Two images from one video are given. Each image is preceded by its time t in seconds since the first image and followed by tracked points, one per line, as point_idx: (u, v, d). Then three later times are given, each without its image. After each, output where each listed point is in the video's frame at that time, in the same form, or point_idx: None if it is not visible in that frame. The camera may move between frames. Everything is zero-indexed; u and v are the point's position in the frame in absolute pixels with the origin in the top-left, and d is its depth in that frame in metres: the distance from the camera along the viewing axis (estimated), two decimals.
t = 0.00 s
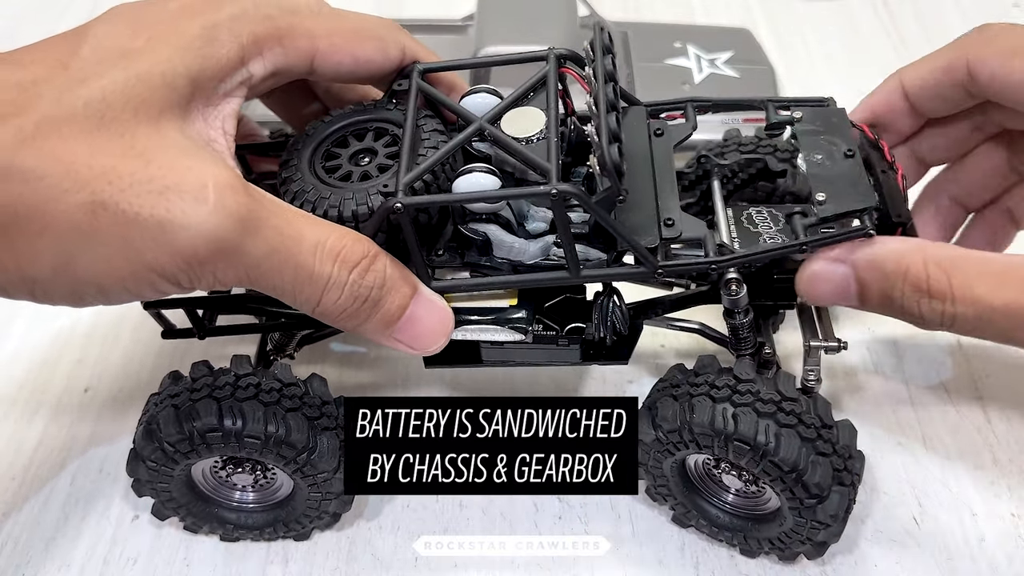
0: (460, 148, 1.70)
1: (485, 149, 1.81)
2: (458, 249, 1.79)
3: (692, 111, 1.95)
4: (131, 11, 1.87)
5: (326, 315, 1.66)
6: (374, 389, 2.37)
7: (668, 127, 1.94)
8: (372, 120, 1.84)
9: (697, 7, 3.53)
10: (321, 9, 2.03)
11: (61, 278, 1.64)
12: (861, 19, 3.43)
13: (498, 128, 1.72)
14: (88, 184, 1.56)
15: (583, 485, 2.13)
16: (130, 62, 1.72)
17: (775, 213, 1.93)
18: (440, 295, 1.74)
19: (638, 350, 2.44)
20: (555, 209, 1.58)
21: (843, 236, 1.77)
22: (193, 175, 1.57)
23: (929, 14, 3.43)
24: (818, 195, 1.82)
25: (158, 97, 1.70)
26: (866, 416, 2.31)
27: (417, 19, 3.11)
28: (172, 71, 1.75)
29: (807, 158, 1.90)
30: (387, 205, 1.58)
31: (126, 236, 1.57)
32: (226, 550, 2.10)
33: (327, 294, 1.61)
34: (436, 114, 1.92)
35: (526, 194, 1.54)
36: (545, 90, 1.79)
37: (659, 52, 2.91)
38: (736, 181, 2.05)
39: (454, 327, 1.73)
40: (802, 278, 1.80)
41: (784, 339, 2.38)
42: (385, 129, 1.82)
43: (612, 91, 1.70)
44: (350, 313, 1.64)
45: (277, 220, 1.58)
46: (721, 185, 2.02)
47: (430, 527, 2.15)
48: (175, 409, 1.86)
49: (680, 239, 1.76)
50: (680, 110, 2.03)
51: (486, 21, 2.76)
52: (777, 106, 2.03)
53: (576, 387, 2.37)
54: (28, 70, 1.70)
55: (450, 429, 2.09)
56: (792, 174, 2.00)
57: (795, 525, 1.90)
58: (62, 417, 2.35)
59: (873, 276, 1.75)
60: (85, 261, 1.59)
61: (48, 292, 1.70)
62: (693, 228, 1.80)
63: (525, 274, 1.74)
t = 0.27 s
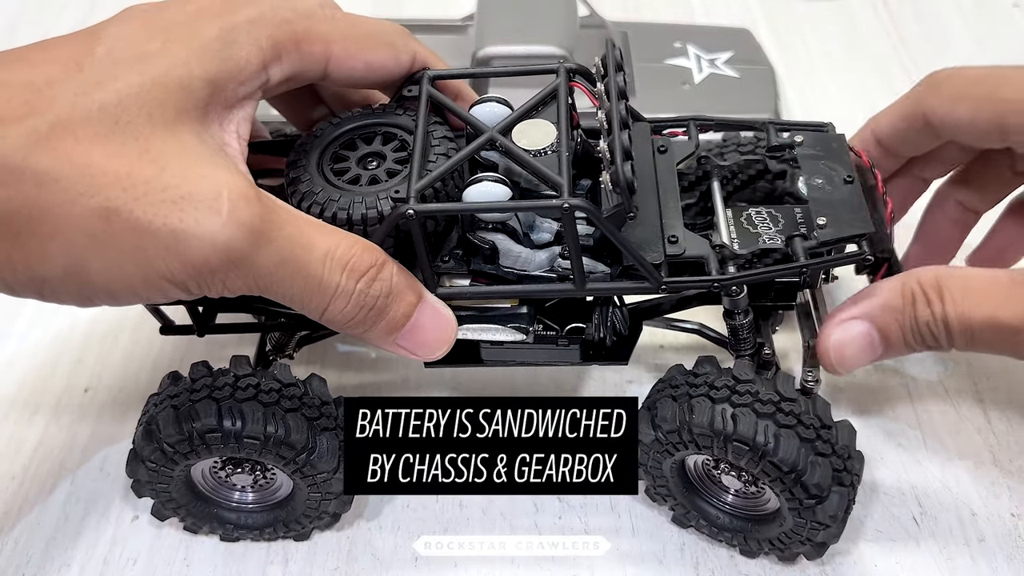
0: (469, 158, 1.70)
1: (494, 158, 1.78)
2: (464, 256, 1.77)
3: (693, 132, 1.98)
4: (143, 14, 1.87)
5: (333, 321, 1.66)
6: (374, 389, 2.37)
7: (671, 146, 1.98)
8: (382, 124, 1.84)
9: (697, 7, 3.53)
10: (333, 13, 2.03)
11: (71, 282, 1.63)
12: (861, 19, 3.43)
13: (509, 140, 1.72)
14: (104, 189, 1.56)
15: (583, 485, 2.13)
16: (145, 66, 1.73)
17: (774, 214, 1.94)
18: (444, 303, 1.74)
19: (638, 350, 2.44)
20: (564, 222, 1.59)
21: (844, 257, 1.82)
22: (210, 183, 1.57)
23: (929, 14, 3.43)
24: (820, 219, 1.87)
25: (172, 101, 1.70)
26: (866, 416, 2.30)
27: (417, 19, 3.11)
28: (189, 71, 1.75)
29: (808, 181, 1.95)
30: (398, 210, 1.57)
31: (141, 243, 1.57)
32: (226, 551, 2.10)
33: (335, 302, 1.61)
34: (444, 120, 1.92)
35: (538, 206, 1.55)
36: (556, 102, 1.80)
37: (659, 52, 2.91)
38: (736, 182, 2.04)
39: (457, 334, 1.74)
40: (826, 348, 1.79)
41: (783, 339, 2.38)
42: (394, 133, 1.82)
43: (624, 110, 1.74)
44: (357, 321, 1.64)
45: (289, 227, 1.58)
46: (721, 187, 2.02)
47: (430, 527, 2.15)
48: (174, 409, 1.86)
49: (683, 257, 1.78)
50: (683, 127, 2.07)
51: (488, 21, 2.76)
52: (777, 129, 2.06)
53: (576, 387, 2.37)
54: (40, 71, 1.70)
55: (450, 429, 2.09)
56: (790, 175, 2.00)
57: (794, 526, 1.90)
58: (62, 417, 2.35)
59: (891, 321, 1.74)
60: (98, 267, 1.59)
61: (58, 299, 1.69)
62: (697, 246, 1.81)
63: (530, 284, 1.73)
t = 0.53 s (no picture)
0: (468, 158, 1.70)
1: (492, 158, 1.78)
2: (463, 256, 1.76)
3: (693, 132, 2.02)
4: (138, 19, 1.86)
5: (332, 327, 1.66)
6: (374, 388, 2.37)
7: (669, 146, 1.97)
8: (381, 124, 1.83)
9: (696, 7, 3.52)
10: (331, 16, 2.03)
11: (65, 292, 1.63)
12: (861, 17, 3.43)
13: (509, 140, 1.72)
14: (99, 197, 1.56)
15: (583, 485, 2.13)
16: (141, 73, 1.72)
17: (772, 213, 1.93)
18: (444, 304, 1.74)
19: (638, 350, 2.44)
20: (563, 223, 1.59)
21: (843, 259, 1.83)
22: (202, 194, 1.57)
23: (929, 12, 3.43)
24: (818, 219, 1.87)
25: (169, 107, 1.69)
26: (867, 416, 2.30)
27: (416, 19, 3.11)
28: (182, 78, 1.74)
29: (806, 182, 1.96)
30: (398, 211, 1.57)
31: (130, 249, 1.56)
32: (226, 551, 2.10)
33: (332, 308, 1.61)
34: (443, 120, 1.91)
35: (537, 206, 1.55)
36: (556, 103, 1.79)
37: (659, 51, 2.91)
38: (733, 181, 2.04)
39: (456, 335, 1.73)
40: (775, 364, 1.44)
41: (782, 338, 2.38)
42: (393, 133, 1.82)
43: (623, 111, 1.74)
44: (356, 325, 1.64)
45: (283, 236, 1.58)
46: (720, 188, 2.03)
47: (430, 527, 2.15)
48: (172, 410, 1.86)
49: (681, 258, 1.78)
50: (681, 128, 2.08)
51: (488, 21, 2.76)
52: (775, 130, 2.08)
53: (576, 387, 2.37)
54: (34, 80, 1.69)
55: (450, 429, 2.09)
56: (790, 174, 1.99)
57: (795, 525, 1.89)
58: (62, 418, 2.34)
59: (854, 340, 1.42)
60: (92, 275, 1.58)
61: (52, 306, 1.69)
62: (696, 247, 1.81)
63: (529, 284, 1.73)
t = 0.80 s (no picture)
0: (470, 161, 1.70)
1: (495, 157, 1.79)
2: (466, 259, 1.76)
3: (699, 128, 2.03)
4: (134, 33, 1.87)
5: (337, 334, 1.67)
6: (375, 388, 2.38)
7: (673, 143, 2.00)
8: (382, 125, 1.84)
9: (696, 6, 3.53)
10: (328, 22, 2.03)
11: (63, 309, 1.62)
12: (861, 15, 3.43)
13: (510, 142, 1.72)
14: (101, 216, 1.58)
15: (583, 485, 2.14)
16: (138, 91, 1.73)
17: (777, 212, 1.94)
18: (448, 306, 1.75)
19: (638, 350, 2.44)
20: (566, 228, 1.59)
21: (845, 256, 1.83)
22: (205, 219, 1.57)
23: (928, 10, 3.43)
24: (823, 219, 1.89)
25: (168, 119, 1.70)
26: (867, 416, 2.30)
27: (416, 19, 3.11)
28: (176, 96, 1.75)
29: (810, 181, 1.98)
30: (401, 217, 1.58)
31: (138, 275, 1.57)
32: (226, 550, 2.11)
33: (336, 317, 1.61)
34: (444, 120, 1.91)
35: (539, 212, 1.55)
36: (557, 104, 1.79)
37: (658, 52, 2.91)
38: (737, 178, 2.05)
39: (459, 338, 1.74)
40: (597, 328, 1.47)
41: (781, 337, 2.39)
42: (395, 135, 1.82)
43: (625, 113, 1.75)
44: (362, 331, 1.65)
45: (285, 248, 1.59)
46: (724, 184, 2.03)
47: (430, 527, 2.15)
48: (179, 408, 1.86)
49: (685, 259, 1.79)
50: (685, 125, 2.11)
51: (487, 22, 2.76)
52: (781, 126, 2.11)
53: (576, 387, 2.38)
54: (29, 105, 1.70)
55: (450, 429, 2.09)
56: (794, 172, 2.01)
57: (796, 525, 1.90)
58: (61, 419, 2.35)
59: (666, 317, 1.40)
60: (95, 296, 1.59)
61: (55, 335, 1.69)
62: (699, 248, 1.82)
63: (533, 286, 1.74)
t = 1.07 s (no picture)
0: (473, 157, 1.70)
1: (497, 158, 1.77)
2: (468, 254, 1.77)
3: (697, 137, 2.03)
4: (143, 50, 1.90)
5: (349, 355, 1.65)
6: (375, 389, 2.38)
7: (674, 150, 2.02)
8: (387, 124, 1.84)
9: (696, 8, 3.53)
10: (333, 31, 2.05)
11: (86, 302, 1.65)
12: (861, 18, 3.44)
13: (515, 139, 1.72)
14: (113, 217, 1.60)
15: (583, 485, 2.14)
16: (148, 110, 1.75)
17: (776, 215, 1.95)
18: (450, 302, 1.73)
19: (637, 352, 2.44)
20: (569, 221, 1.59)
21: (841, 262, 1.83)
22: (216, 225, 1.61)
23: (928, 14, 3.44)
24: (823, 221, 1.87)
25: (174, 130, 1.72)
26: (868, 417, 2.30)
27: (417, 19, 3.11)
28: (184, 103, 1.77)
29: (809, 187, 1.97)
30: (405, 206, 1.57)
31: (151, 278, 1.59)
32: (226, 551, 2.10)
33: (343, 338, 1.59)
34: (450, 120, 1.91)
35: (544, 203, 1.54)
36: (562, 104, 1.80)
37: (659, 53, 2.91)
38: (736, 185, 2.04)
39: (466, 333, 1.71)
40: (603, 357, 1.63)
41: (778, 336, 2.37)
42: (399, 133, 1.82)
43: (630, 112, 1.75)
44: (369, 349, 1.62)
45: (284, 266, 1.57)
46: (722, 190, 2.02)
47: (430, 527, 2.15)
48: (175, 408, 1.86)
49: (687, 258, 1.79)
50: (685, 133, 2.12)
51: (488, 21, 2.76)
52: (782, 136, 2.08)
53: (577, 387, 2.37)
54: (37, 116, 1.74)
55: (450, 429, 2.09)
56: (793, 177, 1.99)
57: (796, 527, 1.90)
58: (62, 417, 2.35)
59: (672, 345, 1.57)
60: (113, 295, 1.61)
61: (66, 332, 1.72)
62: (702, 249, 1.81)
63: (535, 283, 1.73)
